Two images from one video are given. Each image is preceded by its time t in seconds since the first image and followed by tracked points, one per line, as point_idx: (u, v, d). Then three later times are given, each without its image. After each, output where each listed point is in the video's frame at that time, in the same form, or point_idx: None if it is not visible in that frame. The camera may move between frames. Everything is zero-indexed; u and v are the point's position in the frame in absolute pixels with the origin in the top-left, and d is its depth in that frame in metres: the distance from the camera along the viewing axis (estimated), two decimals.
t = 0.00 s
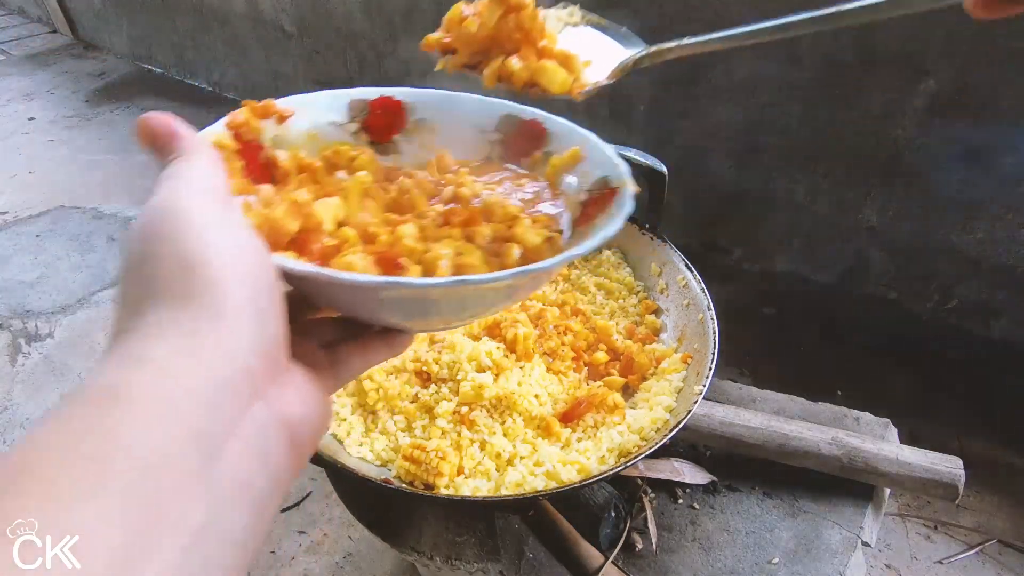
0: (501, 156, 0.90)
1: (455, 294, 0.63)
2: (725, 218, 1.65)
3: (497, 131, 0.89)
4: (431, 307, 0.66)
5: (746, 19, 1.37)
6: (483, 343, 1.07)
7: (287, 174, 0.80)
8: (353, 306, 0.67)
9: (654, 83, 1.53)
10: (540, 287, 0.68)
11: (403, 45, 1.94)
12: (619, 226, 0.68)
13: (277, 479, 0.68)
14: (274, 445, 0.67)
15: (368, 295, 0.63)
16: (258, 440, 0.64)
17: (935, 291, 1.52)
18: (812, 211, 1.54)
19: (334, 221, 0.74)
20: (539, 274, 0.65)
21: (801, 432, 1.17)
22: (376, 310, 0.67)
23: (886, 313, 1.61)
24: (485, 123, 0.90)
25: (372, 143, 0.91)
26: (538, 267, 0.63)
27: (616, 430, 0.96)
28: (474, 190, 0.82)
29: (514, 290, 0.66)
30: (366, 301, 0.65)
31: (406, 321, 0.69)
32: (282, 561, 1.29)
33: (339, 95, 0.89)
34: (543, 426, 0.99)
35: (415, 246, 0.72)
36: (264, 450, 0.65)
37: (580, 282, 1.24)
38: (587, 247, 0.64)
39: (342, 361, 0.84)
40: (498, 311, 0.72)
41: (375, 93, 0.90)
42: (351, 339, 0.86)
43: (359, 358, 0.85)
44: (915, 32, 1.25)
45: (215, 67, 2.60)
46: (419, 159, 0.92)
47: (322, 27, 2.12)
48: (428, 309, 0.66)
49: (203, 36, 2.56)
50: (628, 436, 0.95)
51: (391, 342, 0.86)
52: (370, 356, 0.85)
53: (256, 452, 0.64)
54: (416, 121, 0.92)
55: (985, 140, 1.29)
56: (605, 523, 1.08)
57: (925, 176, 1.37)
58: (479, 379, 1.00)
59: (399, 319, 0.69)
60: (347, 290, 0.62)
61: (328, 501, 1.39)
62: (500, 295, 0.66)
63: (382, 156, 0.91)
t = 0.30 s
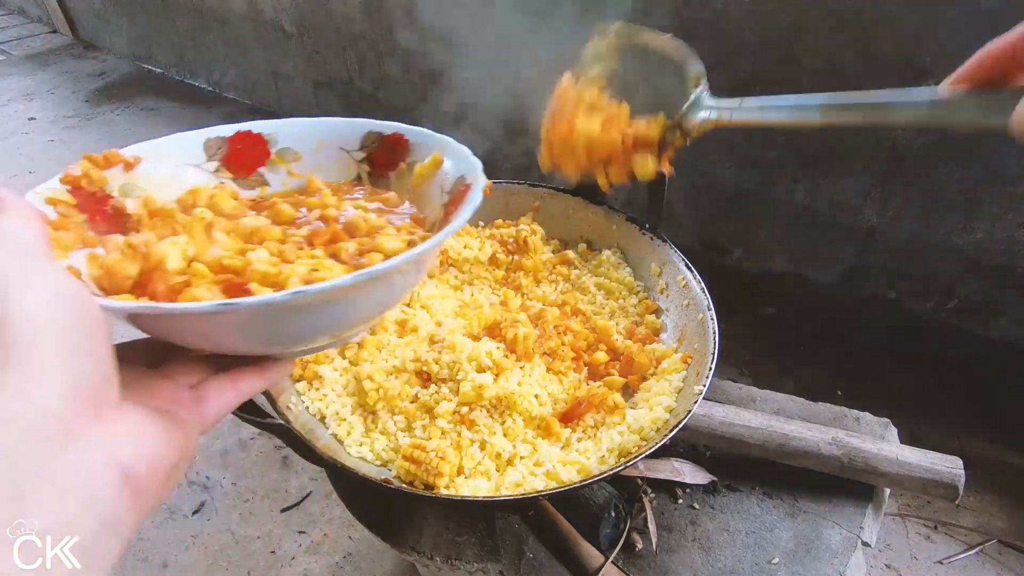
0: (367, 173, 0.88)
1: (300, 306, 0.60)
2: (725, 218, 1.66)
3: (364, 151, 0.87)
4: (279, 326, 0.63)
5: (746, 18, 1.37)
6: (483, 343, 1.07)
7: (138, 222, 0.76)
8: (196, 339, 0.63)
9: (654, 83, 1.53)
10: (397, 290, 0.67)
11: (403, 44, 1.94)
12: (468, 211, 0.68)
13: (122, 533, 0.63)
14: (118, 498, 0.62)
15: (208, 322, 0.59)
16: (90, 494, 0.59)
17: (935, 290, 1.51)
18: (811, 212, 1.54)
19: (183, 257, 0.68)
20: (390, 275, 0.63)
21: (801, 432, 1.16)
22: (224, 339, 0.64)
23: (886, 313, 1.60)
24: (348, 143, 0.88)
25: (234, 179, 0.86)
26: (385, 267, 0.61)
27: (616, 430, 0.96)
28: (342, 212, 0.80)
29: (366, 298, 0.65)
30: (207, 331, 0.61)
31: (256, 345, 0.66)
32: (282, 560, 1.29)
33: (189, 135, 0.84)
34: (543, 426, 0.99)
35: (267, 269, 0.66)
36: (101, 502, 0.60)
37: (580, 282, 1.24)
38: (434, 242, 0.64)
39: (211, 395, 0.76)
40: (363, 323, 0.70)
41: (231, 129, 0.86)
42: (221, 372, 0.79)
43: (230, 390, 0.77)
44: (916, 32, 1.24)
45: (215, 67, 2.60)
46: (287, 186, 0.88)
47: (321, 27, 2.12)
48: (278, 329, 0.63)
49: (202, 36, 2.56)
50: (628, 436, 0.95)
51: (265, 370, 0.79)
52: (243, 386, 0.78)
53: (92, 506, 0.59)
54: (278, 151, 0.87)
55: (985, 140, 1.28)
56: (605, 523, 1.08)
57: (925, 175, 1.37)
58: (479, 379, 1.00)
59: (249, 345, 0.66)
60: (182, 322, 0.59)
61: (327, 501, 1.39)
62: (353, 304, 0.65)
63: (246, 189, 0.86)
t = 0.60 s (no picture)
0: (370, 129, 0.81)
1: (310, 244, 0.52)
2: (725, 218, 1.66)
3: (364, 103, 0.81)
4: (277, 270, 0.55)
5: (746, 19, 1.36)
6: (483, 343, 1.07)
7: (131, 170, 0.70)
8: (181, 286, 0.56)
9: (654, 83, 1.53)
10: (407, 235, 0.61)
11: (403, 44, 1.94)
12: (480, 151, 0.62)
13: (110, 477, 0.60)
14: (100, 445, 0.58)
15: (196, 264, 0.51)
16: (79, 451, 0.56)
17: (935, 290, 1.51)
18: (812, 211, 1.54)
19: (177, 205, 0.62)
20: (403, 215, 0.57)
21: (802, 432, 1.16)
22: (225, 285, 0.56)
23: (886, 313, 1.61)
24: (351, 97, 0.82)
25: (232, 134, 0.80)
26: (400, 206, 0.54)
27: (616, 430, 0.96)
28: (345, 164, 0.76)
29: (375, 241, 0.58)
30: (194, 275, 0.53)
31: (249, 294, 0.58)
32: (282, 560, 1.30)
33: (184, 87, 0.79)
34: (543, 426, 0.99)
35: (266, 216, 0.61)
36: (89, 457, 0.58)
37: (580, 282, 1.24)
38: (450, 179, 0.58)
39: (208, 350, 0.68)
40: (369, 273, 0.64)
41: (229, 80, 0.80)
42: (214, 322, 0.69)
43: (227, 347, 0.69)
44: (917, 32, 1.24)
45: (215, 67, 2.61)
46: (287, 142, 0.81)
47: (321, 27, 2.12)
48: (274, 275, 0.56)
49: (202, 36, 2.56)
50: (628, 436, 0.95)
51: (263, 322, 0.70)
52: (241, 342, 0.70)
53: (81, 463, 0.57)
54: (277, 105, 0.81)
55: (987, 140, 1.28)
56: (605, 523, 1.08)
57: (926, 175, 1.37)
58: (479, 379, 1.00)
59: (242, 293, 0.58)
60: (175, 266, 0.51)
61: (327, 501, 1.39)
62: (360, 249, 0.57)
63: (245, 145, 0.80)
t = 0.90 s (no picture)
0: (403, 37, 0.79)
1: (374, 81, 0.47)
2: (725, 218, 1.66)
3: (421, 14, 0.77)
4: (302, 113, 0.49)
5: (745, 19, 1.36)
6: (484, 343, 1.07)
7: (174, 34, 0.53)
8: (230, 123, 0.50)
9: (654, 83, 1.53)
10: (450, 111, 0.54)
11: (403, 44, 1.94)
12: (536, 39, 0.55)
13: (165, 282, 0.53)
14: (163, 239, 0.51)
15: (214, 72, 0.45)
16: (77, 285, 0.45)
17: (935, 290, 1.50)
18: (812, 211, 1.54)
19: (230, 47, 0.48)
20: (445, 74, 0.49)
21: (802, 432, 1.16)
22: (278, 129, 0.50)
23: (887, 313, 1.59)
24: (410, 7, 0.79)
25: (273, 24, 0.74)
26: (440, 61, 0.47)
27: (616, 430, 0.96)
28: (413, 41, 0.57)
29: (411, 104, 0.50)
30: (220, 91, 0.46)
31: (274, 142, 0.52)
32: (282, 560, 1.30)
33: None
34: (543, 425, 0.99)
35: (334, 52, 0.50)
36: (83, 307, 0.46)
37: (580, 282, 1.24)
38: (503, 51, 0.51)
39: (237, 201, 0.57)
40: (428, 149, 0.58)
41: None
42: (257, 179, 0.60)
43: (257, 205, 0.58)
44: (916, 32, 1.25)
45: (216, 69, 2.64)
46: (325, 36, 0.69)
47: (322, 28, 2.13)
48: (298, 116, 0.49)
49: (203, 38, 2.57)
50: (628, 436, 0.95)
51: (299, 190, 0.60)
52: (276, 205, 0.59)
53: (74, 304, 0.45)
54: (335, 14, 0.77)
55: (987, 140, 1.28)
56: (605, 523, 1.08)
57: (925, 175, 1.37)
58: (479, 379, 1.00)
59: (272, 140, 0.51)
60: (229, 80, 0.45)
61: (328, 501, 1.39)
62: (394, 108, 0.50)
63: (284, 35, 0.72)
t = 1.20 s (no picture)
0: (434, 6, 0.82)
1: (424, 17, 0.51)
2: (725, 218, 1.66)
3: None
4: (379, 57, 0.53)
5: (745, 19, 1.37)
6: (483, 343, 1.07)
7: None
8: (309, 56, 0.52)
9: (654, 83, 1.53)
10: (486, 64, 0.56)
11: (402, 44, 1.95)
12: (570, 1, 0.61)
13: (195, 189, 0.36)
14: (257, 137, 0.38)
15: (308, 16, 0.49)
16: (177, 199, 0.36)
17: (935, 290, 1.50)
18: (812, 211, 1.53)
19: None
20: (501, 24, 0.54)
21: (802, 432, 1.16)
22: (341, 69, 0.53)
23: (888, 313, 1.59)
24: None
25: None
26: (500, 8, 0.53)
27: (616, 430, 0.97)
28: None
29: (470, 51, 0.55)
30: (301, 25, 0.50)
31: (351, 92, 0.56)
32: (282, 560, 1.30)
33: None
34: (543, 425, 0.99)
35: None
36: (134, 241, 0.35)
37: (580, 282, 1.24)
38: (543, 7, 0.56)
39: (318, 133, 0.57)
40: (463, 101, 0.60)
41: None
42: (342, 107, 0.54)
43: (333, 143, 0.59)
44: (916, 32, 1.25)
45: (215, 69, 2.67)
46: None
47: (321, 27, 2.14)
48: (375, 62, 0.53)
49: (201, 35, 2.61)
50: (628, 436, 0.95)
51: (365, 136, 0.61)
52: (349, 145, 0.60)
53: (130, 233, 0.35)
54: None
55: (987, 140, 1.28)
56: (605, 523, 1.08)
57: (925, 176, 1.37)
58: (479, 379, 1.00)
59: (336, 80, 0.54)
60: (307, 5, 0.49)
61: (327, 501, 1.39)
62: (457, 55, 0.55)
63: None
